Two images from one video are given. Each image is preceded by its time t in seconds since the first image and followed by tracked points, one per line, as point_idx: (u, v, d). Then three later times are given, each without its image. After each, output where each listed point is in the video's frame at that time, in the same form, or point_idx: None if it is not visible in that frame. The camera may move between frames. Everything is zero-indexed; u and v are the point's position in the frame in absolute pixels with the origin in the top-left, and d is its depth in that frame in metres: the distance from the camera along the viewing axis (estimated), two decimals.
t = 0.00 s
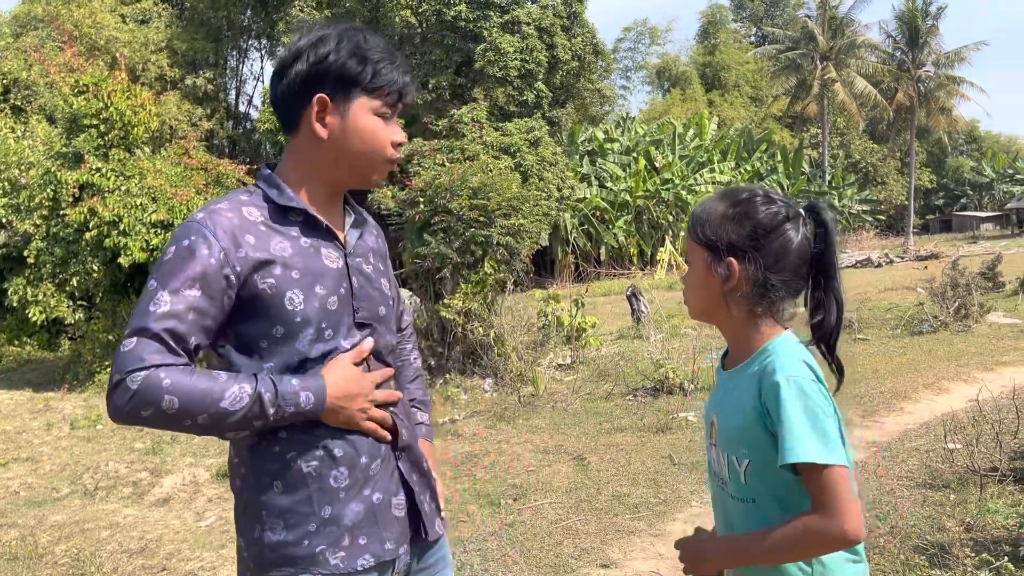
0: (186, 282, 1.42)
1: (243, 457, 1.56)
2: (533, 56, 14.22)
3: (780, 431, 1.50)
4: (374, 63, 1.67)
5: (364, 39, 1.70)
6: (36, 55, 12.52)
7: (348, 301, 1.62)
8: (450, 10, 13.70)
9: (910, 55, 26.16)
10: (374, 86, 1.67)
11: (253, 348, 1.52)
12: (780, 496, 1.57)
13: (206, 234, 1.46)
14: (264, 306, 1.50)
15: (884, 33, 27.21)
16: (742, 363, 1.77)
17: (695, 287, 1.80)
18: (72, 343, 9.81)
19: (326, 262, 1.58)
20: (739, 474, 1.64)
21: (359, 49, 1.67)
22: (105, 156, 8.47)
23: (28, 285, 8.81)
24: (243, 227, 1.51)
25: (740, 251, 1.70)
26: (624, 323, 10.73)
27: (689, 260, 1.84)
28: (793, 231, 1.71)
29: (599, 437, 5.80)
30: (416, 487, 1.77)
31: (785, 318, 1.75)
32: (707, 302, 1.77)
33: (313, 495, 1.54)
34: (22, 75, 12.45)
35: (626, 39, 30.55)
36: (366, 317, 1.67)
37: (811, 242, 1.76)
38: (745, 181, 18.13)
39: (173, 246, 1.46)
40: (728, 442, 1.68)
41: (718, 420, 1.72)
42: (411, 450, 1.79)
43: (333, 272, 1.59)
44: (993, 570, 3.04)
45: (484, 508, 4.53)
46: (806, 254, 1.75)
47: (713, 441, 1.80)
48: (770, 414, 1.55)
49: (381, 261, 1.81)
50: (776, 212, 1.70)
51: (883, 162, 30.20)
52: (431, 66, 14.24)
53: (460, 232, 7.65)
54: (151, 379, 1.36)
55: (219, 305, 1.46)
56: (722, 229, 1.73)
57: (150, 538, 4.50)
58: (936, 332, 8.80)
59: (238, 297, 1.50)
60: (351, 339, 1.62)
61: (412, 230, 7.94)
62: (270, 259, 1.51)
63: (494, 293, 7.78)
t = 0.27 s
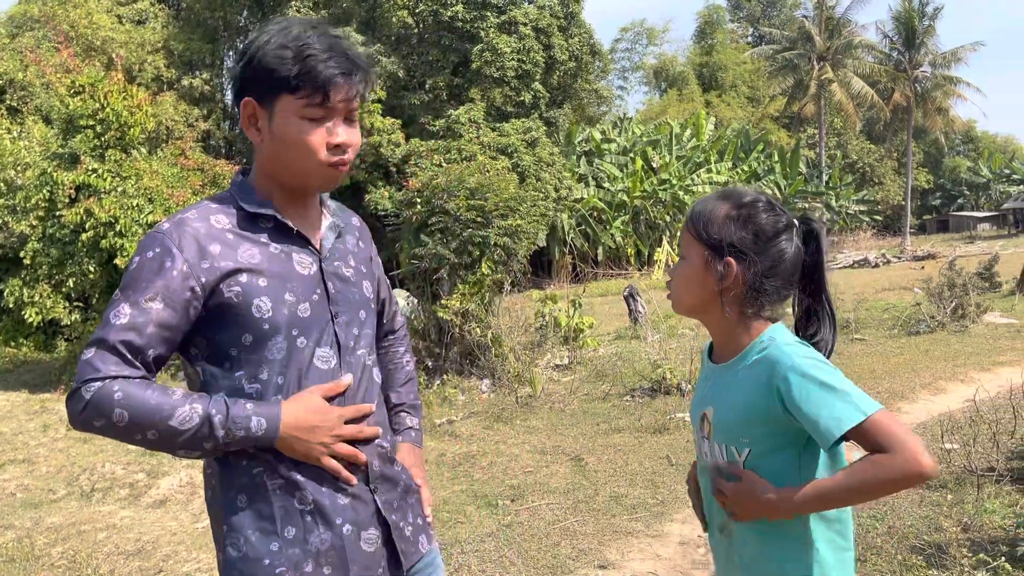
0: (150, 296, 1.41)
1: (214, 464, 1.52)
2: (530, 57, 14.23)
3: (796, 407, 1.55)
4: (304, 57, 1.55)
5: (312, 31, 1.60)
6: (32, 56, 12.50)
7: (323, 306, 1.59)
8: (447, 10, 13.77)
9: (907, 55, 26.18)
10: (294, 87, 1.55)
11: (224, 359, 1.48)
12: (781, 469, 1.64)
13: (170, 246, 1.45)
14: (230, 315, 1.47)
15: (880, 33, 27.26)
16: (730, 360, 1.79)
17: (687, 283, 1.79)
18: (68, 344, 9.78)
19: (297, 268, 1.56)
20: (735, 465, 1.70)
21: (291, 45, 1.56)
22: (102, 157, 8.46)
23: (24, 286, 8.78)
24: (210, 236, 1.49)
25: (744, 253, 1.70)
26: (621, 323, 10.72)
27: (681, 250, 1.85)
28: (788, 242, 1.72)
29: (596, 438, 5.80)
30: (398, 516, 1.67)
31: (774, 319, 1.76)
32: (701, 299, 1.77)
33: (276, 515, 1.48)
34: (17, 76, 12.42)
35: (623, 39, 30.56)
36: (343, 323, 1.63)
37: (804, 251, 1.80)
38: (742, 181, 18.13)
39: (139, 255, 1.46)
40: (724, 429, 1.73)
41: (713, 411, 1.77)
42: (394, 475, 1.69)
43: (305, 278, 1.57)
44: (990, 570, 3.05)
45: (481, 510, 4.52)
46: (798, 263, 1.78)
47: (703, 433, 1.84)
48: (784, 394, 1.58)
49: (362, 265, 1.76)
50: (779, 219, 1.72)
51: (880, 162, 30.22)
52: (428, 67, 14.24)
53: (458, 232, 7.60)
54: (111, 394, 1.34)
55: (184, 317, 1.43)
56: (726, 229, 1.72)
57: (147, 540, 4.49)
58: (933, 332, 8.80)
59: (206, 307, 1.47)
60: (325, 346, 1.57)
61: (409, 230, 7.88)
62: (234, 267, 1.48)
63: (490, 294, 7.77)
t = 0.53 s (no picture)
0: (125, 301, 1.42)
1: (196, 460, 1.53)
2: (528, 57, 14.23)
3: (789, 396, 1.64)
4: (245, 59, 1.52)
5: (266, 31, 1.57)
6: (29, 56, 12.47)
7: (304, 311, 1.52)
8: (445, 10, 13.79)
9: (904, 55, 26.23)
10: (235, 90, 1.52)
11: (201, 362, 1.48)
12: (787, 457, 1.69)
13: (145, 251, 1.46)
14: (206, 319, 1.47)
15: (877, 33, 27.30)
16: (741, 351, 1.80)
17: (696, 288, 1.81)
18: (64, 345, 9.76)
19: (273, 273, 1.51)
20: (743, 453, 1.73)
21: (237, 48, 1.54)
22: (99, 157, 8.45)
23: (20, 287, 8.76)
24: (185, 240, 1.48)
25: (746, 251, 1.75)
26: (619, 323, 10.72)
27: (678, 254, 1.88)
28: (783, 234, 1.78)
29: (595, 438, 5.79)
30: (378, 529, 1.57)
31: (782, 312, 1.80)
32: (708, 301, 1.80)
33: (244, 514, 1.47)
34: (14, 76, 12.40)
35: (620, 39, 30.57)
36: (327, 327, 1.54)
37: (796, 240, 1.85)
38: (739, 181, 18.15)
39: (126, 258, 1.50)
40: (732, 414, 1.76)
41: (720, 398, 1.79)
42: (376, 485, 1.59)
43: (282, 283, 1.51)
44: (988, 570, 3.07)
45: (479, 510, 4.52)
46: (796, 252, 1.84)
47: (704, 422, 1.87)
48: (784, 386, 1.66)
49: (365, 265, 1.65)
50: (772, 213, 1.78)
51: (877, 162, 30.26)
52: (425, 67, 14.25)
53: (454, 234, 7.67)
54: (89, 397, 1.37)
55: (158, 323, 1.44)
56: (725, 231, 1.76)
57: (144, 541, 4.48)
58: (931, 332, 8.81)
59: (186, 311, 1.48)
60: (301, 351, 1.50)
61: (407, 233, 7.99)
62: (203, 271, 1.46)
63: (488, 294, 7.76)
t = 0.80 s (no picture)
0: (138, 297, 1.50)
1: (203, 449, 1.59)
2: (525, 57, 14.23)
3: (798, 386, 1.65)
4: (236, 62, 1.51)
5: (265, 33, 1.57)
6: (26, 56, 12.45)
7: (297, 314, 1.49)
8: (442, 11, 13.81)
9: (902, 55, 26.27)
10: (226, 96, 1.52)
11: (206, 360, 1.52)
12: (784, 446, 1.73)
13: (157, 250, 1.53)
14: (207, 317, 1.51)
15: (874, 33, 27.34)
16: (726, 350, 1.83)
17: (695, 279, 1.81)
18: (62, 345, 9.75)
19: (268, 275, 1.51)
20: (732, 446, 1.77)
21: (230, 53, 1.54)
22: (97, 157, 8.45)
23: (17, 287, 8.73)
24: (189, 240, 1.53)
25: (754, 250, 1.79)
26: (617, 323, 10.73)
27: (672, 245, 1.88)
28: (774, 242, 1.83)
29: (592, 438, 5.80)
30: (364, 527, 1.51)
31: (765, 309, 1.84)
32: (705, 297, 1.82)
33: (232, 505, 1.51)
34: (11, 77, 12.38)
35: (618, 40, 30.58)
36: (322, 330, 1.50)
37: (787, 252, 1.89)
38: (737, 181, 18.17)
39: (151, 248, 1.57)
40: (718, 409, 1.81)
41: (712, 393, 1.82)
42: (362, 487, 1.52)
43: (277, 285, 1.50)
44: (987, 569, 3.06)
45: (477, 510, 4.52)
46: (786, 257, 1.87)
47: (693, 418, 1.90)
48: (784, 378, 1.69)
49: (371, 267, 1.58)
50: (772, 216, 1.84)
51: (874, 162, 30.30)
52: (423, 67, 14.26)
53: (454, 232, 8.41)
54: (108, 390, 1.48)
55: (165, 321, 1.50)
56: (731, 229, 1.79)
57: (142, 541, 4.48)
58: (928, 332, 8.81)
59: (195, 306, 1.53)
60: (292, 353, 1.48)
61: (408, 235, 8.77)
62: (202, 272, 1.50)
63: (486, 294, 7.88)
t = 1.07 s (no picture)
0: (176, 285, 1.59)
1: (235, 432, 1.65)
2: (523, 56, 14.23)
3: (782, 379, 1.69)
4: (249, 58, 1.56)
5: (291, 33, 1.59)
6: (23, 55, 12.44)
7: (313, 310, 1.51)
8: (440, 10, 13.81)
9: (899, 55, 26.29)
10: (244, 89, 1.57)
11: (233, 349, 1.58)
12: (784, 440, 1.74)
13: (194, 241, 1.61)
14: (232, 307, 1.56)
15: (872, 33, 27.35)
16: (731, 346, 1.85)
17: (710, 292, 1.81)
18: (59, 344, 9.74)
19: (290, 270, 1.53)
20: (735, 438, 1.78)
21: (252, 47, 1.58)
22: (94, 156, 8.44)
23: (15, 286, 8.70)
24: (220, 232, 1.59)
25: (766, 252, 1.81)
26: (614, 322, 10.74)
27: (681, 258, 1.87)
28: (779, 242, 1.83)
29: (590, 437, 5.80)
30: (367, 523, 1.49)
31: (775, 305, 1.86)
32: (724, 304, 1.82)
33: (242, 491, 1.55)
34: (8, 76, 12.37)
35: (616, 39, 30.56)
36: (336, 328, 1.50)
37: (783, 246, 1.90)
38: (735, 180, 18.19)
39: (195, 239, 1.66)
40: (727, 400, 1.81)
41: (716, 385, 1.84)
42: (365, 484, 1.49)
43: (297, 280, 1.53)
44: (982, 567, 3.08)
45: (475, 509, 4.52)
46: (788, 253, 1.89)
47: (699, 413, 1.91)
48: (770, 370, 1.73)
49: (391, 266, 1.56)
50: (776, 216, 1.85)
51: (872, 161, 30.34)
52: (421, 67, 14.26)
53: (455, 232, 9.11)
54: (146, 372, 1.58)
55: (196, 309, 1.58)
56: (743, 235, 1.79)
57: (140, 540, 4.48)
58: (925, 331, 8.83)
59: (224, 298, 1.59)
60: (304, 350, 1.49)
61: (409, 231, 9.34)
62: (226, 263, 1.55)
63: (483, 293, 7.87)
